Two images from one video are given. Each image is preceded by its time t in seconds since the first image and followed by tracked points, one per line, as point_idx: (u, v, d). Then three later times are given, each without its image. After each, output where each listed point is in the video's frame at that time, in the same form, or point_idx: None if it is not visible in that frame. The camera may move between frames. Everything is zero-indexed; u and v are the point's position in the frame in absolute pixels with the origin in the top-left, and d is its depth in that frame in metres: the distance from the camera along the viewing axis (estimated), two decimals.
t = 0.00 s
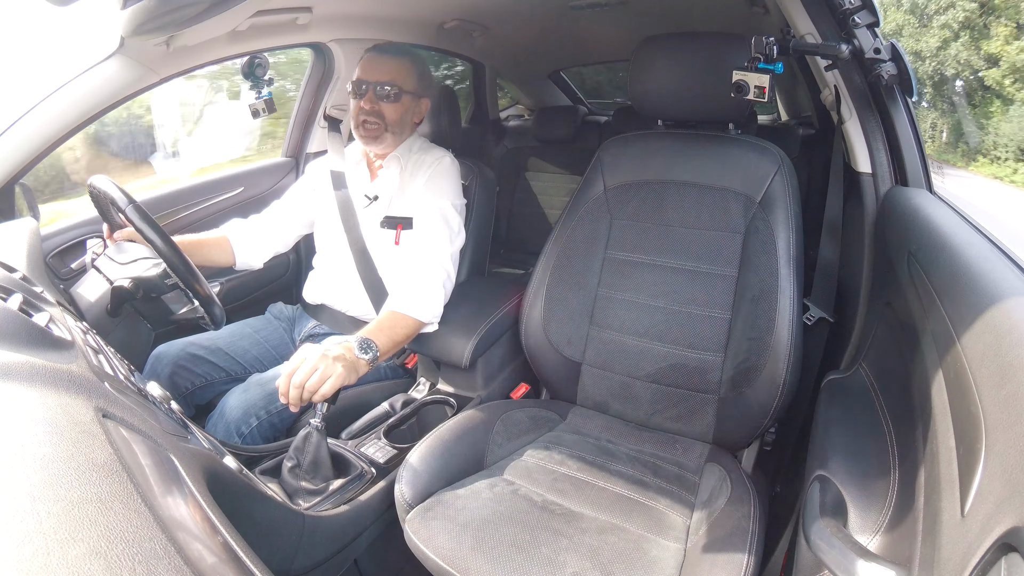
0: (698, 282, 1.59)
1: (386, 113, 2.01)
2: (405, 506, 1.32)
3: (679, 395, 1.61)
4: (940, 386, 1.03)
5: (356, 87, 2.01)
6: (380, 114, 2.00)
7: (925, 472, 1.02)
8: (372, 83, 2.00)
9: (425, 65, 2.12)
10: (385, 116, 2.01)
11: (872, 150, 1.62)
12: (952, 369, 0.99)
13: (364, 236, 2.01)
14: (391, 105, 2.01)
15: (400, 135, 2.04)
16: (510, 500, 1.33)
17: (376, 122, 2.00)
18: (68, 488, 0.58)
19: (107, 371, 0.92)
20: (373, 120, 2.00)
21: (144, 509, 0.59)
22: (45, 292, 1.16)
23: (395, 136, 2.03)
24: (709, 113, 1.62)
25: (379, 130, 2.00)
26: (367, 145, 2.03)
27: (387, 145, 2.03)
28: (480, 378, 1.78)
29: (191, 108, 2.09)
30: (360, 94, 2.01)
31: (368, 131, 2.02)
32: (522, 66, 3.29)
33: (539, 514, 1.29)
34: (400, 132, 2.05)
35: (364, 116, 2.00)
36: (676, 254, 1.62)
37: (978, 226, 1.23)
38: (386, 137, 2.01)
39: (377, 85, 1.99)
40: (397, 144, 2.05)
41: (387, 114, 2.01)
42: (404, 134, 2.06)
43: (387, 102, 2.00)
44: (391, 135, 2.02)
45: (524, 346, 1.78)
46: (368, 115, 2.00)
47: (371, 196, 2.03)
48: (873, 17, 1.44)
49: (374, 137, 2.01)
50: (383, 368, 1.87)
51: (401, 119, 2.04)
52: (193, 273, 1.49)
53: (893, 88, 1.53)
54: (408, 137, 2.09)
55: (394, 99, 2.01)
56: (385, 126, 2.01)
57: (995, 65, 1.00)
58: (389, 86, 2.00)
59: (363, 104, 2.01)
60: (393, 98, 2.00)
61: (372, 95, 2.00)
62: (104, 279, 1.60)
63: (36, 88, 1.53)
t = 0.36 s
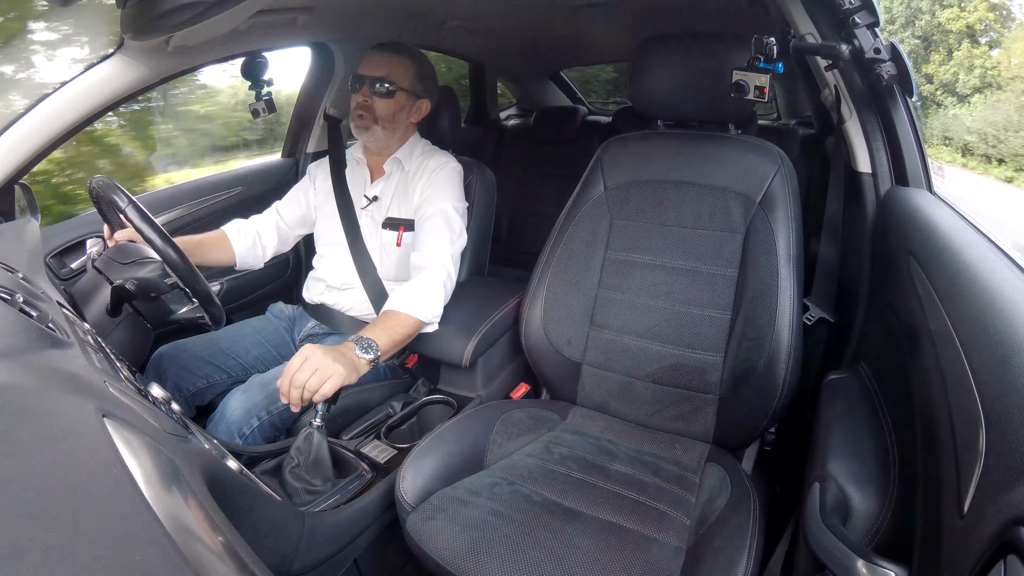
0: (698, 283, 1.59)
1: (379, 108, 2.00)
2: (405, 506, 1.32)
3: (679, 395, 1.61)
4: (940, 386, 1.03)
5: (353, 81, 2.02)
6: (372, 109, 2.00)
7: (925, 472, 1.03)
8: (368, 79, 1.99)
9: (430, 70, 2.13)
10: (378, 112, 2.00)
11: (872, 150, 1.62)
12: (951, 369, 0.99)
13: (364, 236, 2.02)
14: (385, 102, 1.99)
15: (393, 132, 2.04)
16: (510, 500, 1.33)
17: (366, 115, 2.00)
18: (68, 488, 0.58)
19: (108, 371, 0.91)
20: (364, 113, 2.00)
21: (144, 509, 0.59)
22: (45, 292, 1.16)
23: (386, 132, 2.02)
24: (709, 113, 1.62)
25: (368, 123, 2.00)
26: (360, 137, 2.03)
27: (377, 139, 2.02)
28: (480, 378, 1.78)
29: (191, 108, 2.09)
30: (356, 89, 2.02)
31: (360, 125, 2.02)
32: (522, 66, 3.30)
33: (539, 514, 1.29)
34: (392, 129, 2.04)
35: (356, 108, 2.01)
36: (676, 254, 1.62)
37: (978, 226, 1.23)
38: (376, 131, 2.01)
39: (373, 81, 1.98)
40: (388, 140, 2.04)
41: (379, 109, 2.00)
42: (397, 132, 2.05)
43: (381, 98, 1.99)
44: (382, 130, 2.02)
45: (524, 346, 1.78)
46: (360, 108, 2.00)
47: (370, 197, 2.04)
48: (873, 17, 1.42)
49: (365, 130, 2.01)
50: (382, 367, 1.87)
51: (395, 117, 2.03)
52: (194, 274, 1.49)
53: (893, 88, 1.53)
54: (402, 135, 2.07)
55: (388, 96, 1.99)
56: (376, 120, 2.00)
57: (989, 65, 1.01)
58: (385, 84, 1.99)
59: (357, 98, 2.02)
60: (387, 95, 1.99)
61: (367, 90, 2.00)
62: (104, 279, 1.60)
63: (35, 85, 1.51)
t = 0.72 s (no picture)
0: (698, 283, 1.59)
1: (382, 108, 2.00)
2: (405, 506, 1.33)
3: (679, 395, 1.61)
4: (940, 386, 1.03)
5: (356, 82, 2.02)
6: (375, 109, 1.99)
7: (925, 471, 1.02)
8: (372, 79, 1.99)
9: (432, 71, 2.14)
10: (380, 112, 1.99)
11: (872, 150, 1.62)
12: (951, 369, 0.99)
13: (365, 236, 2.02)
14: (388, 102, 1.99)
15: (394, 133, 2.03)
16: (510, 500, 1.33)
17: (370, 115, 1.99)
18: (69, 486, 0.58)
19: (108, 371, 0.91)
20: (367, 113, 1.99)
21: (143, 509, 0.59)
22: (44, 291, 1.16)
23: (389, 132, 2.02)
24: (709, 113, 1.62)
25: (372, 123, 1.99)
26: (361, 137, 2.02)
27: (380, 139, 2.01)
28: (480, 378, 1.78)
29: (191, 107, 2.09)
30: (359, 89, 2.02)
31: (362, 124, 2.01)
32: (521, 66, 3.30)
33: (539, 514, 1.29)
34: (393, 129, 2.03)
35: (358, 109, 2.00)
36: (677, 254, 1.62)
37: (978, 226, 1.23)
38: (379, 132, 2.00)
39: (377, 82, 1.99)
40: (391, 141, 2.03)
41: (382, 110, 1.99)
42: (400, 132, 2.04)
43: (384, 99, 1.99)
44: (384, 130, 2.01)
45: (524, 346, 1.78)
46: (364, 108, 2.00)
47: (371, 196, 2.04)
48: (874, 18, 1.43)
49: (367, 130, 2.00)
50: (383, 368, 1.87)
51: (398, 117, 2.03)
52: (193, 273, 1.49)
53: (892, 88, 1.53)
54: (404, 136, 2.07)
55: (392, 97, 1.99)
56: (379, 120, 1.99)
57: (992, 64, 1.01)
58: (388, 84, 1.99)
59: (360, 98, 2.02)
60: (390, 95, 1.99)
61: (370, 90, 2.00)
62: (104, 279, 1.59)
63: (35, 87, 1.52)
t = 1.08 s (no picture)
0: (698, 283, 1.59)
1: (378, 111, 1.99)
2: (405, 506, 1.33)
3: (678, 395, 1.61)
4: (940, 385, 1.03)
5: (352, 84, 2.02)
6: (370, 112, 1.99)
7: (925, 472, 1.03)
8: (366, 82, 1.99)
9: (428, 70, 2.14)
10: (375, 114, 1.99)
11: (872, 150, 1.62)
12: (951, 369, 0.99)
13: (365, 236, 2.02)
14: (383, 105, 1.98)
15: (391, 135, 2.02)
16: (510, 500, 1.33)
17: (366, 118, 1.99)
18: (69, 486, 0.58)
19: (108, 370, 0.91)
20: (363, 117, 1.99)
21: (143, 508, 0.59)
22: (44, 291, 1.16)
23: (386, 134, 2.01)
24: (709, 112, 1.62)
25: (368, 127, 1.99)
26: (358, 140, 2.02)
27: (377, 142, 2.01)
28: (480, 378, 1.78)
29: (191, 107, 2.10)
30: (354, 92, 2.01)
31: (359, 127, 2.01)
32: (521, 66, 3.30)
33: (539, 514, 1.29)
34: (390, 131, 2.02)
35: (354, 112, 2.00)
36: (677, 254, 1.62)
37: (978, 226, 1.23)
38: (376, 135, 2.00)
39: (371, 84, 1.98)
40: (388, 142, 2.02)
41: (378, 112, 1.99)
42: (397, 133, 2.04)
43: (379, 101, 1.98)
44: (381, 133, 2.00)
45: (524, 346, 1.78)
46: (359, 111, 2.00)
47: (371, 196, 2.04)
48: (873, 17, 1.43)
49: (364, 133, 2.00)
50: (382, 368, 1.87)
51: (394, 119, 2.02)
52: (193, 273, 1.48)
53: (893, 88, 1.53)
54: (402, 137, 2.06)
55: (387, 99, 1.98)
56: (375, 123, 1.99)
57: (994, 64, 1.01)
58: (382, 86, 1.98)
59: (356, 101, 2.01)
60: (384, 97, 1.98)
61: (365, 92, 1.99)
62: (104, 279, 1.59)
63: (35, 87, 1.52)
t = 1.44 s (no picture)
0: (698, 283, 1.59)
1: (377, 111, 2.00)
2: (405, 506, 1.33)
3: (678, 395, 1.61)
4: (940, 385, 1.03)
5: (350, 84, 2.02)
6: (370, 112, 2.00)
7: (925, 471, 1.02)
8: (364, 81, 1.99)
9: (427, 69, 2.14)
10: (375, 114, 2.00)
11: (872, 150, 1.62)
12: (950, 369, 0.99)
13: (365, 235, 2.02)
14: (383, 104, 1.99)
15: (392, 134, 2.03)
16: (510, 500, 1.33)
17: (366, 119, 2.00)
18: (69, 486, 0.58)
19: (107, 370, 0.91)
20: (363, 117, 2.00)
21: (143, 508, 0.59)
22: (44, 291, 1.16)
23: (387, 134, 2.02)
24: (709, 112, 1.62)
25: (368, 127, 2.00)
26: (359, 141, 2.02)
27: (378, 142, 2.02)
28: (480, 377, 1.78)
29: (190, 107, 2.10)
30: (353, 92, 2.02)
31: (359, 128, 2.02)
32: (522, 66, 3.30)
33: (539, 514, 1.29)
34: (391, 130, 2.03)
35: (354, 112, 2.01)
36: (677, 254, 1.62)
37: (977, 226, 1.23)
38: (376, 135, 2.01)
39: (369, 84, 1.98)
40: (388, 142, 2.03)
41: (378, 112, 2.00)
42: (397, 132, 2.04)
43: (378, 101, 1.99)
44: (382, 132, 2.01)
45: (524, 346, 1.78)
46: (359, 111, 2.00)
47: (371, 196, 2.04)
48: (873, 17, 1.43)
49: (364, 133, 2.01)
50: (383, 368, 1.87)
51: (394, 118, 2.02)
52: (193, 273, 1.48)
53: (893, 88, 1.53)
54: (402, 136, 2.07)
55: (386, 98, 1.98)
56: (375, 123, 2.00)
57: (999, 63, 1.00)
58: (381, 85, 1.98)
59: (355, 102, 2.02)
60: (383, 96, 1.98)
61: (363, 92, 2.00)
62: (104, 279, 1.59)
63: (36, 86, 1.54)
